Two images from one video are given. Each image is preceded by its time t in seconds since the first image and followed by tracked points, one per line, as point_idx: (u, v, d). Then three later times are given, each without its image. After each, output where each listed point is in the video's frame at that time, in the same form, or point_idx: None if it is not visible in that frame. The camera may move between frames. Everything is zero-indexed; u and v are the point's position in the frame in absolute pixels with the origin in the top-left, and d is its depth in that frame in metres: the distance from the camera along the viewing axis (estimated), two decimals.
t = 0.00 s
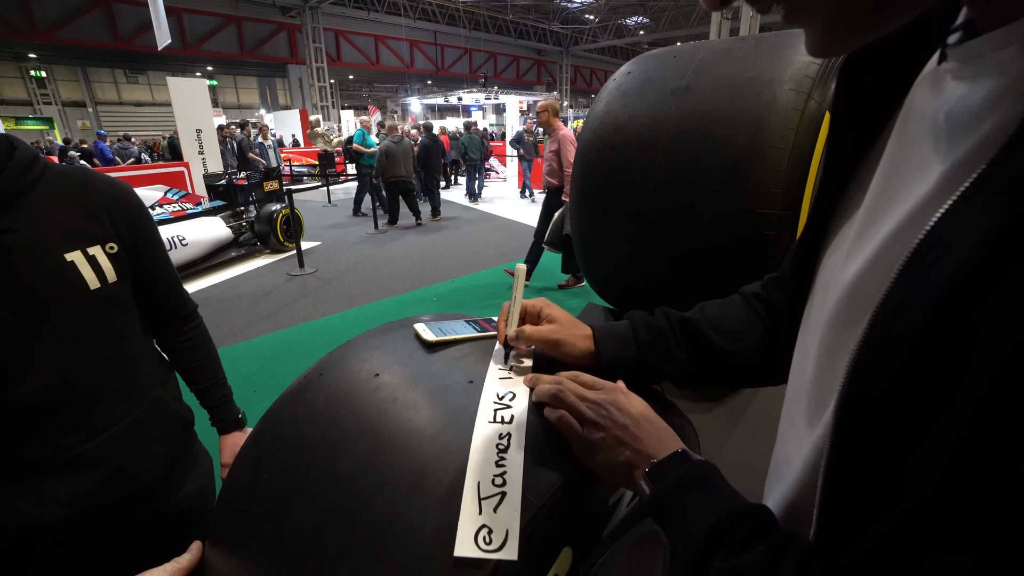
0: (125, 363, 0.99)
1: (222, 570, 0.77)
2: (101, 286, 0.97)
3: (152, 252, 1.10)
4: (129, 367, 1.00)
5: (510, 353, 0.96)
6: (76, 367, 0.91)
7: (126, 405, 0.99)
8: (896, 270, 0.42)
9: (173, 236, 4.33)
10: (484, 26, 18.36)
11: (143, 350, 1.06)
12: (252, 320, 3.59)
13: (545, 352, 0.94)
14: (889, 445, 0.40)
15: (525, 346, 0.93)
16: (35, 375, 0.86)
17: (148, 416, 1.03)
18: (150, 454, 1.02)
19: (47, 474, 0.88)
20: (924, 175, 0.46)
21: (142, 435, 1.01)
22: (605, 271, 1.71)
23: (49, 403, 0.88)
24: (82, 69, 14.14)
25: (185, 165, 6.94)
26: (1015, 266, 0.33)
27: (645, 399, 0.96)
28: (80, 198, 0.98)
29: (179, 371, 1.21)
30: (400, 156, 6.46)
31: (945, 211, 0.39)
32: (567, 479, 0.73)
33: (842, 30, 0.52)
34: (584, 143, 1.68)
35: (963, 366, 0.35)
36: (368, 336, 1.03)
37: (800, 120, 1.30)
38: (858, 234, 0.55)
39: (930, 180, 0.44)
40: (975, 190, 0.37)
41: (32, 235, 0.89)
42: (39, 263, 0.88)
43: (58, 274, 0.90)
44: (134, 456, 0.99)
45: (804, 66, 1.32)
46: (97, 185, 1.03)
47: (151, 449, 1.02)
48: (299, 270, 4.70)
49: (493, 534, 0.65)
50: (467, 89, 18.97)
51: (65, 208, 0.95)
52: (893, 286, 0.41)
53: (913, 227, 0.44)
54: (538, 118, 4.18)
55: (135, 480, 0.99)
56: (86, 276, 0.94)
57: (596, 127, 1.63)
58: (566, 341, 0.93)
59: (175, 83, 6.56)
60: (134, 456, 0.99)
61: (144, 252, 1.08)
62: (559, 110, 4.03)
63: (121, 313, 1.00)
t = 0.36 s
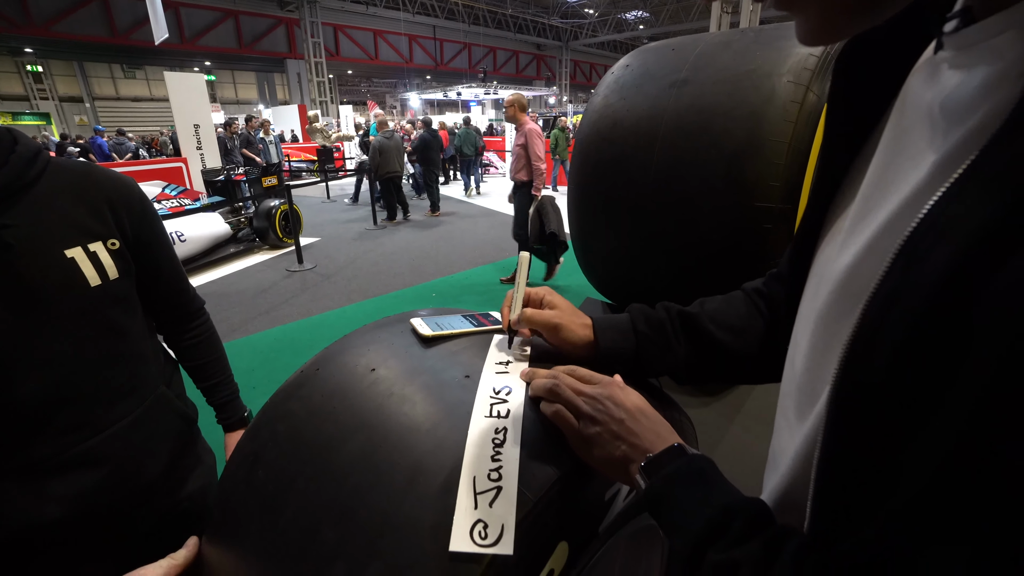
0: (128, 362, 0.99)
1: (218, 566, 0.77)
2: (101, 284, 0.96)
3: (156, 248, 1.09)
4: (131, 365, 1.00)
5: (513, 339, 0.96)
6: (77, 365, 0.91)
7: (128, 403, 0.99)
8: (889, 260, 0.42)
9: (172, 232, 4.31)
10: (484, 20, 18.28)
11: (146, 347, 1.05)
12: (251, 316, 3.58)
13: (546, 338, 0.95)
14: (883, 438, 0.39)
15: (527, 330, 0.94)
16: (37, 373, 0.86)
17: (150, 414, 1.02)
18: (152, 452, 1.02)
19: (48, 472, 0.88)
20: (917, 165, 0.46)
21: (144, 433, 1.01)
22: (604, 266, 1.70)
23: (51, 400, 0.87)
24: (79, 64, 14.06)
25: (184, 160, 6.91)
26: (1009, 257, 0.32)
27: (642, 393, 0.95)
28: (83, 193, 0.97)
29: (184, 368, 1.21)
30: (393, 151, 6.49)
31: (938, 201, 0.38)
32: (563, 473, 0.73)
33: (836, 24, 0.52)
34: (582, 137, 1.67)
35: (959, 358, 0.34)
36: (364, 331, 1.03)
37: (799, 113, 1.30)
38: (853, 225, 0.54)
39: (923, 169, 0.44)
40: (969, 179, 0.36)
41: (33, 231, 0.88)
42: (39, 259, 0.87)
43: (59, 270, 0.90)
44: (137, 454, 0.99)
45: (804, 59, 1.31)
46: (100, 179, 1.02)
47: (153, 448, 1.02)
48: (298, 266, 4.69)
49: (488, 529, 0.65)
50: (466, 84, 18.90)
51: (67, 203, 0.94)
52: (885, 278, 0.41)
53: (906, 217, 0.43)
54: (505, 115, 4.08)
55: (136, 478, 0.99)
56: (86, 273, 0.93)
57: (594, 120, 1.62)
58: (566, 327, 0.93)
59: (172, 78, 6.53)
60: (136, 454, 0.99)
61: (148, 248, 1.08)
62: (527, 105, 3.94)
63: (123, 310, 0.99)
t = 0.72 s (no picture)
0: (127, 361, 0.99)
1: (213, 565, 0.77)
2: (99, 283, 0.95)
3: (155, 247, 1.09)
4: (132, 363, 1.00)
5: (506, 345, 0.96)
6: (77, 364, 0.90)
7: (129, 401, 0.99)
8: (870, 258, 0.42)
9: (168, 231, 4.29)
10: (481, 19, 18.27)
11: (147, 346, 1.05)
12: (248, 315, 3.57)
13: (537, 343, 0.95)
14: (868, 436, 0.39)
15: (519, 336, 0.93)
16: (38, 371, 0.86)
17: (150, 413, 1.02)
18: (153, 451, 1.02)
19: (47, 472, 0.88)
20: (900, 163, 0.46)
21: (143, 433, 1.00)
22: (600, 264, 1.70)
23: (50, 399, 0.87)
24: (74, 62, 13.98)
25: (180, 159, 6.89)
26: (984, 255, 0.32)
27: (638, 391, 0.96)
28: (81, 193, 0.97)
29: (184, 368, 1.20)
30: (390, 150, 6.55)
31: (916, 199, 0.39)
32: (559, 472, 0.72)
33: (827, 27, 0.52)
34: (578, 137, 1.67)
35: (940, 355, 0.34)
36: (359, 330, 1.03)
37: (793, 111, 1.29)
38: (840, 222, 0.54)
39: (904, 166, 0.44)
40: (946, 176, 0.36)
41: (30, 230, 0.87)
42: (37, 258, 0.87)
43: (58, 268, 0.89)
44: (138, 452, 0.99)
45: (798, 57, 1.31)
46: (98, 179, 1.01)
47: (154, 447, 1.02)
48: (295, 265, 4.68)
49: (483, 528, 0.65)
50: (463, 83, 18.88)
51: (65, 202, 0.93)
52: (867, 276, 0.41)
53: (888, 215, 0.43)
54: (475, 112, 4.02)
55: (138, 476, 0.99)
56: (84, 273, 0.93)
57: (590, 119, 1.62)
58: (558, 332, 0.93)
59: (169, 77, 6.51)
60: (137, 453, 0.98)
61: (147, 247, 1.07)
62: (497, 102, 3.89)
63: (123, 309, 0.99)
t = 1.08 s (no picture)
0: (126, 364, 0.99)
1: (213, 565, 0.77)
2: (98, 286, 0.95)
3: (155, 251, 1.09)
4: (131, 366, 1.00)
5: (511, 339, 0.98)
6: (75, 366, 0.91)
7: (127, 403, 0.99)
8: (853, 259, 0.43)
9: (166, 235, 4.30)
10: (478, 22, 18.35)
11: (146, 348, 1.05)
12: (245, 318, 3.58)
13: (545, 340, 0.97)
14: (852, 434, 0.40)
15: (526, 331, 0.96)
16: (35, 373, 0.86)
17: (149, 415, 1.02)
18: (151, 454, 1.02)
19: (44, 474, 0.88)
20: (885, 167, 0.47)
21: (141, 435, 1.01)
22: (598, 267, 1.71)
23: (47, 400, 0.87)
24: (72, 65, 13.99)
25: (178, 163, 6.90)
26: (955, 256, 0.34)
27: (635, 392, 0.97)
28: (82, 196, 0.97)
29: (184, 370, 1.21)
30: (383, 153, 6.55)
31: (895, 202, 0.40)
32: (555, 472, 0.73)
33: (814, 35, 0.52)
34: (575, 140, 1.68)
35: (917, 354, 0.35)
36: (358, 332, 1.03)
37: (786, 115, 1.30)
38: (829, 226, 0.55)
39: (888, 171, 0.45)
40: (924, 180, 0.37)
41: (29, 234, 0.88)
42: (36, 261, 0.88)
43: (57, 272, 0.90)
44: (135, 455, 0.99)
45: (792, 62, 1.32)
46: (99, 182, 1.02)
47: (153, 449, 1.02)
48: (293, 268, 4.69)
49: (479, 528, 0.66)
50: (461, 86, 18.93)
51: (66, 206, 0.94)
52: (850, 277, 0.42)
53: (871, 218, 0.45)
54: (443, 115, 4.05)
55: (135, 479, 0.99)
56: (84, 276, 0.93)
57: (586, 123, 1.64)
58: (563, 328, 0.95)
59: (166, 80, 6.52)
60: (134, 456, 0.99)
61: (146, 251, 1.08)
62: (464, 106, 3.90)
63: (122, 312, 1.00)
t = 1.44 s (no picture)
0: (128, 364, 1.00)
1: (216, 563, 0.78)
2: (101, 287, 0.96)
3: (157, 252, 1.10)
4: (133, 366, 1.01)
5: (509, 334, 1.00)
6: (77, 366, 0.92)
7: (129, 404, 1.00)
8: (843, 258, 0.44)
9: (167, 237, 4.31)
10: (479, 24, 18.38)
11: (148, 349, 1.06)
12: (246, 320, 3.59)
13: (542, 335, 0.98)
14: (842, 429, 0.41)
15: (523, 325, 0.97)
16: (38, 373, 0.87)
17: (150, 415, 1.03)
18: (151, 454, 1.03)
19: (46, 473, 0.89)
20: (876, 169, 0.48)
21: (142, 435, 1.02)
22: (598, 268, 1.72)
23: (50, 400, 0.88)
24: (74, 69, 14.03)
25: (179, 165, 6.92)
26: (939, 253, 0.35)
27: (633, 390, 0.98)
28: (85, 198, 0.98)
29: (184, 371, 1.22)
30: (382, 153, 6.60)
31: (884, 202, 0.41)
32: (554, 469, 0.74)
33: (804, 38, 0.53)
34: (574, 141, 1.69)
35: (903, 349, 0.36)
36: (360, 331, 1.04)
37: (784, 116, 1.32)
38: (823, 226, 0.56)
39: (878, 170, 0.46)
40: (911, 180, 0.38)
41: (32, 236, 0.89)
42: (39, 263, 0.89)
43: (59, 273, 0.91)
44: (136, 454, 1.00)
45: (789, 64, 1.33)
46: (101, 184, 1.03)
47: (153, 448, 1.03)
48: (294, 270, 4.70)
49: (479, 523, 0.66)
50: (461, 88, 18.96)
51: (69, 207, 0.95)
52: (839, 275, 0.43)
53: (861, 216, 0.46)
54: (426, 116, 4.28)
55: (135, 478, 1.00)
56: (86, 277, 0.94)
57: (585, 125, 1.65)
58: (561, 325, 0.96)
59: (168, 83, 6.54)
60: (135, 456, 1.00)
61: (148, 253, 1.09)
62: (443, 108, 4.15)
63: (125, 313, 1.01)
